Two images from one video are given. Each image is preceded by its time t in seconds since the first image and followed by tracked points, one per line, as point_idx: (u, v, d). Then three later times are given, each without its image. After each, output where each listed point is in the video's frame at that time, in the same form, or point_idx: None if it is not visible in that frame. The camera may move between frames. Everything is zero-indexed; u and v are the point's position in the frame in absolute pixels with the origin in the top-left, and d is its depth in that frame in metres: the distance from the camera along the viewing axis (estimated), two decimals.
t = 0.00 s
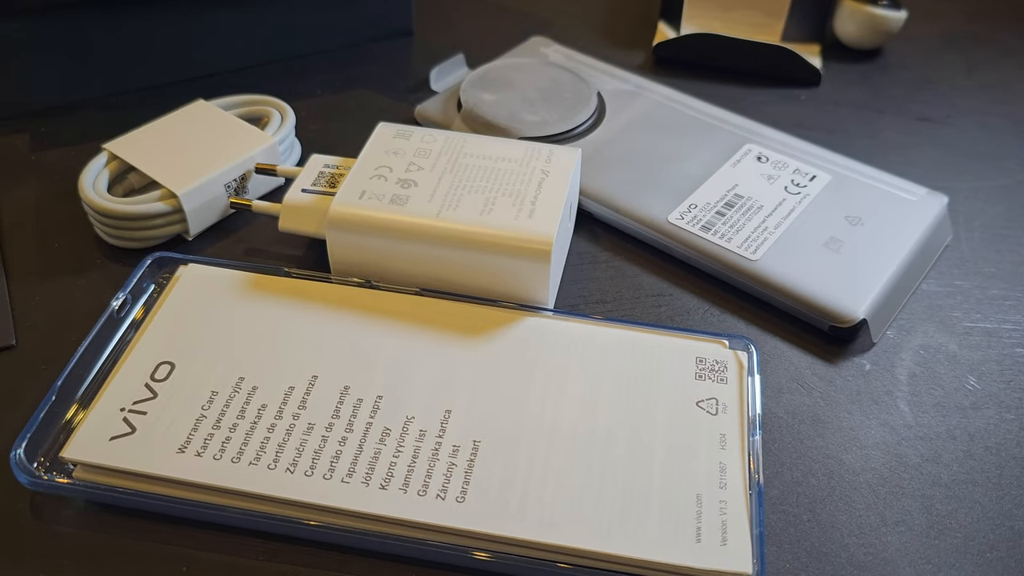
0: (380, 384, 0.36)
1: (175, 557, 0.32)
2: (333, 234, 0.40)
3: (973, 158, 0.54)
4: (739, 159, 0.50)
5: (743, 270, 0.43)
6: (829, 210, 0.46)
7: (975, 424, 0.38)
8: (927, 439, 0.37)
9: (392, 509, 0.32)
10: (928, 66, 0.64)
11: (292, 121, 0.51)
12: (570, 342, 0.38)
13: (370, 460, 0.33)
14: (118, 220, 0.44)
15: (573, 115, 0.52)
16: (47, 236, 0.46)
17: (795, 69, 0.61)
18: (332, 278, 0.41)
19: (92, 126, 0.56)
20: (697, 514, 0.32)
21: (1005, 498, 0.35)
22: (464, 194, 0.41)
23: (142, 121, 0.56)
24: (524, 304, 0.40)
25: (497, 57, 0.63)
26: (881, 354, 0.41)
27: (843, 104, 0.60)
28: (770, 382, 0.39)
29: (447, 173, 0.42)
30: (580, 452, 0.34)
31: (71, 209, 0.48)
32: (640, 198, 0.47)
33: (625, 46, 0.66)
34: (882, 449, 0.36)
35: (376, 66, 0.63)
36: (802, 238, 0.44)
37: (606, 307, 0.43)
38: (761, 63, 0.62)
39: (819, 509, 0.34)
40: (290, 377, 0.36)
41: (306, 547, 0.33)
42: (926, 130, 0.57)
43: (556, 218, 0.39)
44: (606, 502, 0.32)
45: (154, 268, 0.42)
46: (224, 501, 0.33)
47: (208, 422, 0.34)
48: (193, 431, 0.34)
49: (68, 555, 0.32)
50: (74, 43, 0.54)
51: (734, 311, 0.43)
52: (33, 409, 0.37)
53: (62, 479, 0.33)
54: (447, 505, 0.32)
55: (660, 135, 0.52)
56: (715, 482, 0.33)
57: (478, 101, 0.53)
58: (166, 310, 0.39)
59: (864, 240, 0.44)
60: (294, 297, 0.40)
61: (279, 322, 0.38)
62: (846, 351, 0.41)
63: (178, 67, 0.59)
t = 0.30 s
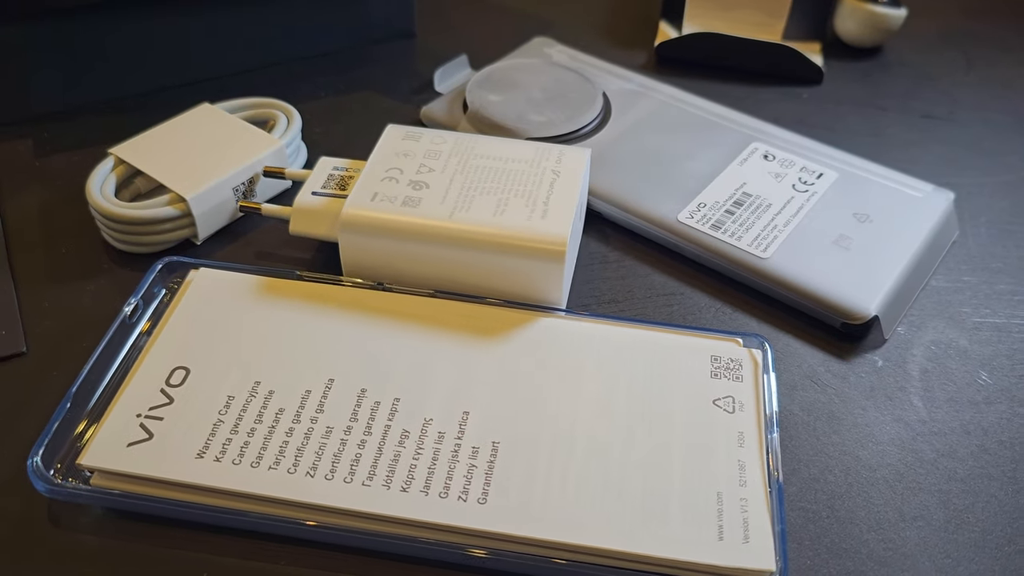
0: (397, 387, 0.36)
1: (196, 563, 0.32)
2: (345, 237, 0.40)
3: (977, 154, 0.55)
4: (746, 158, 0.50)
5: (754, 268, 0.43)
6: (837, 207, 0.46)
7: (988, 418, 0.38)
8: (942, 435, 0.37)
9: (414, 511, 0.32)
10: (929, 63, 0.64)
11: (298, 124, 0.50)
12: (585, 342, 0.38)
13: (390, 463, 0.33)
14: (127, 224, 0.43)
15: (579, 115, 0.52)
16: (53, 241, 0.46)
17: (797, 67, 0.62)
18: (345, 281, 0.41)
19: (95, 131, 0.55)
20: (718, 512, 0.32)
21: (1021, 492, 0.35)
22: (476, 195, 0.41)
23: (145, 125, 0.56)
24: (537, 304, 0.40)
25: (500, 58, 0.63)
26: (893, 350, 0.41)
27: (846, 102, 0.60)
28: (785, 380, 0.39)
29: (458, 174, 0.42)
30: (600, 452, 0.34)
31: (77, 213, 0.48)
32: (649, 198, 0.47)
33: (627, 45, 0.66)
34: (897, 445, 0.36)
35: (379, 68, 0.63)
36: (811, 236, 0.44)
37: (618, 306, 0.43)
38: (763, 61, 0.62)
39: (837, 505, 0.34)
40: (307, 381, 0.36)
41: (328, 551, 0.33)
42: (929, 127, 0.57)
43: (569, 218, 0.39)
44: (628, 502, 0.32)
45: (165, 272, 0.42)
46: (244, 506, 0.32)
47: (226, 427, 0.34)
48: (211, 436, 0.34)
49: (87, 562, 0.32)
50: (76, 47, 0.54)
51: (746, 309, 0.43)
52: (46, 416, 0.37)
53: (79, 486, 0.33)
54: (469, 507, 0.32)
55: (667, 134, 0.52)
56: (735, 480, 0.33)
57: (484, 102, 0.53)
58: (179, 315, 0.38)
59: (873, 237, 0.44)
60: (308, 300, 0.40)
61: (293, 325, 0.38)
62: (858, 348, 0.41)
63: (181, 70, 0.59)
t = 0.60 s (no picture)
0: (415, 390, 0.36)
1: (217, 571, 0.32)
2: (358, 240, 0.40)
3: (981, 150, 0.55)
4: (753, 157, 0.50)
5: (765, 266, 0.43)
6: (845, 205, 0.47)
7: (1003, 413, 0.38)
8: (957, 430, 0.37)
9: (437, 514, 0.32)
10: (929, 60, 0.65)
11: (305, 128, 0.50)
12: (601, 343, 0.38)
13: (411, 467, 0.33)
14: (137, 230, 0.43)
15: (586, 116, 0.52)
16: (61, 248, 0.46)
17: (800, 65, 0.62)
18: (358, 285, 0.41)
19: (100, 136, 0.55)
20: (741, 511, 0.32)
21: None
22: (489, 197, 0.41)
23: (150, 130, 0.56)
24: (552, 305, 0.40)
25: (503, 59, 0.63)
26: (906, 347, 0.41)
27: (849, 100, 0.60)
28: (800, 378, 0.39)
29: (470, 176, 0.42)
30: (620, 452, 0.34)
31: (84, 219, 0.47)
32: (658, 198, 0.47)
33: (629, 45, 0.66)
34: (914, 441, 0.37)
35: (382, 70, 0.63)
36: (821, 234, 0.45)
37: (631, 307, 0.43)
38: (766, 60, 0.62)
39: (857, 502, 0.34)
40: (324, 386, 0.36)
41: (350, 556, 0.32)
42: (932, 124, 0.58)
43: (583, 219, 0.39)
44: (651, 502, 0.32)
45: (176, 278, 0.41)
46: (265, 512, 0.32)
47: (245, 433, 0.34)
48: (230, 442, 0.33)
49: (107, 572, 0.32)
50: (80, 52, 0.54)
51: (758, 307, 0.43)
52: (61, 424, 0.37)
53: (97, 494, 0.33)
54: (492, 509, 0.32)
55: (673, 134, 0.52)
56: (756, 479, 0.33)
57: (490, 104, 0.53)
58: (193, 321, 0.38)
59: (882, 234, 0.45)
60: (322, 304, 0.40)
61: (308, 330, 0.38)
62: (871, 345, 0.41)
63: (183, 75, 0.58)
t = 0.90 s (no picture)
0: (433, 394, 0.36)
1: None
2: (371, 245, 0.40)
3: (982, 147, 0.55)
4: (759, 156, 0.50)
5: (775, 265, 0.43)
6: (852, 202, 0.47)
7: (1015, 408, 0.38)
8: (971, 425, 0.37)
9: (461, 518, 0.31)
10: (928, 58, 0.65)
11: (311, 133, 0.50)
12: (617, 344, 0.38)
13: (433, 471, 0.33)
14: (145, 236, 0.43)
15: (592, 117, 0.52)
16: (68, 256, 0.45)
17: (800, 64, 0.62)
18: (371, 289, 0.41)
19: (102, 142, 0.55)
20: (764, 510, 0.32)
21: None
22: (501, 199, 0.41)
23: (152, 135, 0.55)
24: (565, 307, 0.40)
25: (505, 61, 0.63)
26: (917, 343, 0.41)
27: (850, 98, 0.61)
28: (814, 375, 0.40)
29: (481, 179, 0.42)
30: (640, 453, 0.34)
31: (90, 227, 0.47)
32: (666, 197, 0.47)
33: (630, 46, 0.66)
34: (929, 437, 0.37)
35: (384, 73, 0.63)
36: (830, 231, 0.45)
37: (643, 307, 0.43)
38: (767, 59, 0.62)
39: (876, 498, 0.34)
40: (342, 391, 0.36)
41: (372, 561, 0.32)
42: (933, 121, 0.58)
43: (595, 221, 0.39)
44: (673, 502, 0.32)
45: (187, 284, 0.41)
46: (287, 519, 0.32)
47: (263, 440, 0.34)
48: (249, 449, 0.33)
49: None
50: (81, 58, 0.53)
51: (769, 306, 0.43)
52: (75, 434, 0.36)
53: (116, 504, 0.32)
54: (516, 512, 0.32)
55: (679, 134, 0.52)
56: (776, 477, 0.33)
57: (496, 106, 0.53)
58: (206, 327, 0.38)
59: (890, 231, 0.45)
60: (335, 309, 0.39)
61: (323, 334, 0.38)
62: (882, 341, 0.41)
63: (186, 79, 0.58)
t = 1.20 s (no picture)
0: (450, 397, 0.36)
1: None
2: (383, 249, 0.40)
3: (981, 143, 0.56)
4: (763, 154, 0.51)
5: (784, 263, 0.44)
6: (858, 200, 0.47)
7: None
8: (983, 419, 0.38)
9: (484, 522, 0.31)
10: (924, 56, 0.66)
11: (316, 137, 0.50)
12: (631, 344, 0.38)
13: (454, 474, 0.33)
14: (153, 243, 0.43)
15: (596, 118, 0.52)
16: (74, 265, 0.45)
17: (799, 63, 0.63)
18: (382, 293, 0.41)
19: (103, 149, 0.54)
20: (785, 507, 0.32)
21: None
22: (512, 201, 0.41)
23: (153, 142, 0.55)
24: (578, 308, 0.40)
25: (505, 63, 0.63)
26: (927, 338, 0.42)
27: (849, 96, 0.61)
28: (827, 372, 0.40)
29: (491, 181, 0.42)
30: (660, 453, 0.34)
31: (94, 235, 0.47)
32: (674, 197, 0.47)
33: (629, 46, 0.66)
34: (942, 432, 0.37)
35: (384, 76, 0.63)
36: (837, 229, 0.45)
37: (654, 307, 0.43)
38: (765, 58, 0.63)
39: (894, 493, 0.35)
40: (359, 396, 0.35)
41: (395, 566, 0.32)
42: (932, 119, 0.58)
43: (607, 222, 0.39)
44: (695, 501, 0.32)
45: (198, 291, 0.41)
46: (310, 526, 0.32)
47: (282, 446, 0.33)
48: (269, 456, 0.33)
49: None
50: (81, 64, 0.53)
51: (778, 303, 0.44)
52: (90, 443, 0.36)
53: (136, 513, 0.32)
54: (539, 514, 0.32)
55: (683, 133, 0.52)
56: (796, 474, 0.33)
57: (500, 108, 0.53)
58: (219, 334, 0.38)
59: (896, 228, 0.45)
60: (348, 313, 0.39)
61: (337, 339, 0.38)
62: (891, 337, 0.42)
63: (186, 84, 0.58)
